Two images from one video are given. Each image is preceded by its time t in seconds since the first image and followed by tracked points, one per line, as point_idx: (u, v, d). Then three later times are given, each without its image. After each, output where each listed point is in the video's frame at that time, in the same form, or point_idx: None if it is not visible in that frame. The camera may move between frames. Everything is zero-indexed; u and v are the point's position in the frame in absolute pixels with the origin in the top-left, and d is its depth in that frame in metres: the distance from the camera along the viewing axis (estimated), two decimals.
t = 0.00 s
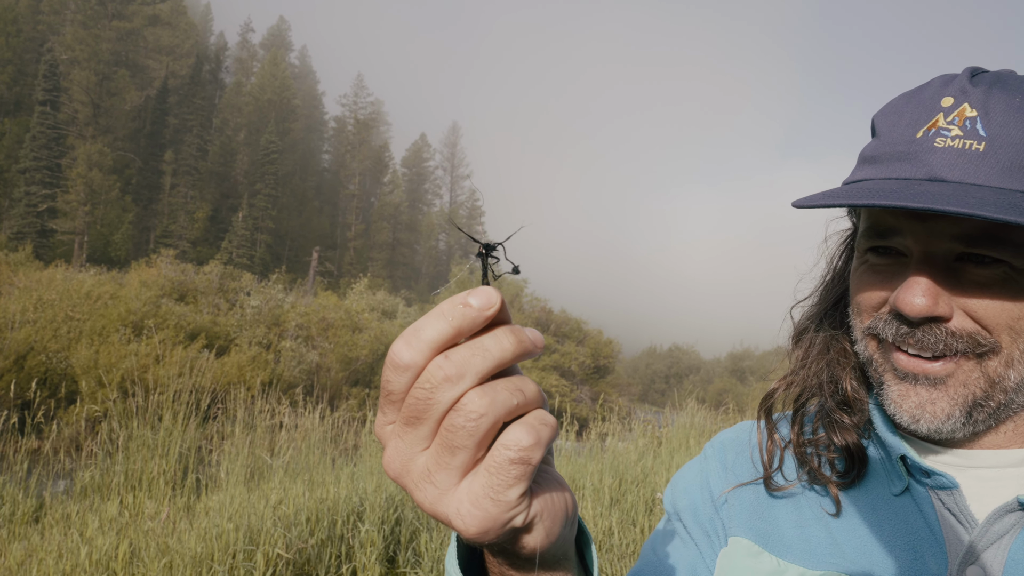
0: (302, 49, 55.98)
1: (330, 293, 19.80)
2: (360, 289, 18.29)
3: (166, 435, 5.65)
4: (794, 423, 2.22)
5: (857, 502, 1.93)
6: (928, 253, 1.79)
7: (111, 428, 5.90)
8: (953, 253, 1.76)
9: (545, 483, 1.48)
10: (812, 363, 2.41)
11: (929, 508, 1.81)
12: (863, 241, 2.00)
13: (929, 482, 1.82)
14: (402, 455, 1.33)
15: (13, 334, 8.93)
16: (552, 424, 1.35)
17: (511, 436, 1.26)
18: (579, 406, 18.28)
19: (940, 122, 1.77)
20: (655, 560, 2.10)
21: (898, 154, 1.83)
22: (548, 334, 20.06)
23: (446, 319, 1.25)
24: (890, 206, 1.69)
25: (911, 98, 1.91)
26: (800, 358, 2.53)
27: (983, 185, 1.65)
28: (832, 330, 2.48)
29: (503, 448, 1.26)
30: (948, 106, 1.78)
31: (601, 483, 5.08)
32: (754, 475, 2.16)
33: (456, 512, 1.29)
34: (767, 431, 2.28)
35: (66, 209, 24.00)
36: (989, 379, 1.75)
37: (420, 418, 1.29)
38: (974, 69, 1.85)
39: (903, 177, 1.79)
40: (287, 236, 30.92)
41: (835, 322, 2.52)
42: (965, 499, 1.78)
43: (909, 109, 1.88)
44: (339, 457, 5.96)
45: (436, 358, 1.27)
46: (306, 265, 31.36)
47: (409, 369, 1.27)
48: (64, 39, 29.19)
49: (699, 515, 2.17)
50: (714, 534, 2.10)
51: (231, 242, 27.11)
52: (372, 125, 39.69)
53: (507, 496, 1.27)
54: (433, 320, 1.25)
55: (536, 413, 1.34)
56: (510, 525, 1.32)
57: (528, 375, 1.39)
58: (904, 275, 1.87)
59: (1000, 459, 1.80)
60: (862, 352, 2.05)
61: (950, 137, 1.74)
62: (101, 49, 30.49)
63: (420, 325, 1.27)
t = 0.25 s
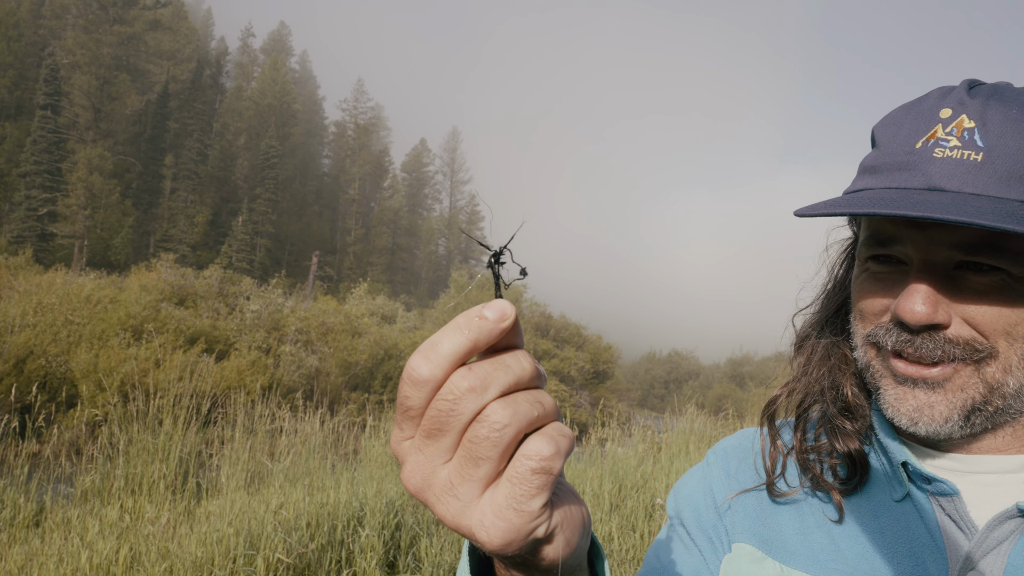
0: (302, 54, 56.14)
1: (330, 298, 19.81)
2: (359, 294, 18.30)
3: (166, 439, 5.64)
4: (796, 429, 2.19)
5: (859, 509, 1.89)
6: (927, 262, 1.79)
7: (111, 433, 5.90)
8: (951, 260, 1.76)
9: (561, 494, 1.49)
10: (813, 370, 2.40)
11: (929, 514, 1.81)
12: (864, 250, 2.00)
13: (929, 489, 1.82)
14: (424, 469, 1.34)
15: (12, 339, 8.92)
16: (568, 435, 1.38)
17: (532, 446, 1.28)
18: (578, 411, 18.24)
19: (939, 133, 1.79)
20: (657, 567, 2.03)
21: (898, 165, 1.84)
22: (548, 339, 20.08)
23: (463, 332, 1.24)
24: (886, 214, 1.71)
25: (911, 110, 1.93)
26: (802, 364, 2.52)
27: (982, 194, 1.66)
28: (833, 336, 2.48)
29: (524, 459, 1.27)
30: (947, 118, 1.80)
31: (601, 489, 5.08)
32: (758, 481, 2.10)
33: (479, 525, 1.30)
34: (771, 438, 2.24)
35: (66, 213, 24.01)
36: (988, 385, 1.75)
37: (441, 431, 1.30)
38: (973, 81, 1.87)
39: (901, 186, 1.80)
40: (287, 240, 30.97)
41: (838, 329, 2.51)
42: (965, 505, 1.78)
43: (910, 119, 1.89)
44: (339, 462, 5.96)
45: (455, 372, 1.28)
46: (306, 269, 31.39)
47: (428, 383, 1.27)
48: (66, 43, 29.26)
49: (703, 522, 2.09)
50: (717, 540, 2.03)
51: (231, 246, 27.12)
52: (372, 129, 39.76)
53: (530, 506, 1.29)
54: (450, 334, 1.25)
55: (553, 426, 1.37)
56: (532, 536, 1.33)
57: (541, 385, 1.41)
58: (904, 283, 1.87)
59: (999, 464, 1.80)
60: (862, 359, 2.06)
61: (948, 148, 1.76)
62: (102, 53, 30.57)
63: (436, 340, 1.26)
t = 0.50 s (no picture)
0: (303, 60, 56.36)
1: (329, 304, 19.84)
2: (359, 299, 18.31)
3: (167, 444, 5.65)
4: (796, 433, 2.19)
5: (859, 514, 1.88)
6: (924, 263, 1.78)
7: (111, 438, 5.90)
8: (949, 261, 1.74)
9: (556, 488, 1.49)
10: (812, 374, 2.40)
11: (927, 518, 1.80)
12: (862, 251, 1.99)
13: (927, 491, 1.82)
14: (420, 457, 1.36)
15: (13, 344, 8.94)
16: (565, 434, 1.38)
17: (525, 441, 1.29)
18: (578, 416, 18.22)
19: (935, 135, 1.80)
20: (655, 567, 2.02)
21: (894, 167, 1.85)
22: (548, 345, 20.10)
23: (467, 327, 1.27)
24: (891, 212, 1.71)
25: (908, 113, 1.94)
26: (802, 369, 2.51)
27: (978, 194, 1.67)
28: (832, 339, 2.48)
29: (517, 453, 1.28)
30: (944, 121, 1.81)
31: (601, 494, 5.08)
32: (759, 484, 2.08)
33: (469, 513, 1.30)
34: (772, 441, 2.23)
35: (66, 218, 24.05)
36: (991, 386, 1.73)
37: (440, 421, 1.31)
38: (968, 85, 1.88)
39: (901, 186, 1.80)
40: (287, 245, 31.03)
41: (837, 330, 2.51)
42: (964, 508, 1.78)
43: (907, 123, 1.91)
44: (340, 466, 5.95)
45: (457, 366, 1.30)
46: (306, 274, 31.43)
47: (431, 375, 1.29)
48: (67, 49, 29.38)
49: (703, 523, 2.07)
50: (718, 542, 2.01)
51: (231, 251, 27.18)
52: (372, 135, 39.88)
53: (520, 500, 1.29)
54: (455, 329, 1.28)
55: (550, 423, 1.37)
56: (521, 528, 1.33)
57: (543, 382, 1.42)
58: (902, 282, 1.85)
59: (999, 467, 1.79)
60: (860, 359, 2.03)
61: (945, 149, 1.77)
62: (103, 59, 30.69)
63: (442, 334, 1.28)
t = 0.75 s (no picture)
0: (303, 62, 56.41)
1: (329, 307, 19.83)
2: (359, 302, 18.32)
3: (167, 447, 5.64)
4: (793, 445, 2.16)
5: (856, 518, 1.88)
6: (970, 264, 1.75)
7: (111, 441, 5.90)
8: (997, 261, 1.72)
9: (540, 488, 1.50)
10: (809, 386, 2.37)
11: (922, 520, 1.81)
12: (889, 255, 1.91)
13: (921, 495, 1.82)
14: (407, 457, 1.37)
15: (13, 347, 8.94)
16: (547, 437, 1.40)
17: (507, 443, 1.31)
18: (578, 420, 18.21)
19: (978, 131, 1.75)
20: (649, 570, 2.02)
21: (938, 162, 1.76)
22: (547, 348, 20.10)
23: (454, 333, 1.28)
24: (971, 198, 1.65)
25: (923, 113, 1.89)
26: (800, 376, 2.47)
27: None
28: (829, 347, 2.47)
29: (499, 454, 1.30)
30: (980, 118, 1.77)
31: (601, 498, 5.08)
32: (757, 490, 2.06)
33: (452, 512, 1.32)
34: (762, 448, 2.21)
35: (66, 222, 24.05)
36: None
37: (427, 422, 1.33)
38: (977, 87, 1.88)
39: (951, 181, 1.72)
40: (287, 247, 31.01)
41: (836, 337, 2.48)
42: (956, 511, 1.79)
43: (937, 120, 1.84)
44: (340, 469, 5.95)
45: (445, 371, 1.32)
46: (305, 278, 31.46)
47: (420, 379, 1.30)
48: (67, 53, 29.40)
49: (698, 526, 2.06)
50: (713, 546, 2.00)
51: (231, 254, 27.20)
52: (372, 137, 39.92)
53: (500, 500, 1.31)
54: (442, 334, 1.29)
55: (533, 426, 1.39)
56: (502, 528, 1.34)
57: (530, 387, 1.43)
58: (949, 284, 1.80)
59: (995, 471, 1.79)
60: (885, 366, 1.97)
61: (992, 145, 1.72)
62: (103, 63, 30.73)
63: (430, 340, 1.30)
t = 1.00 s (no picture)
0: (301, 65, 56.45)
1: (328, 309, 19.83)
2: (357, 304, 18.30)
3: (166, 450, 5.64)
4: (792, 446, 2.15)
5: (856, 521, 1.88)
6: (956, 270, 1.76)
7: (109, 444, 5.89)
8: (986, 269, 1.73)
9: (541, 485, 1.50)
10: (810, 388, 2.36)
11: (919, 521, 1.81)
12: (880, 260, 1.93)
13: (919, 496, 1.82)
14: (411, 454, 1.37)
15: (10, 350, 8.92)
16: (550, 435, 1.40)
17: (510, 440, 1.31)
18: (576, 421, 18.20)
19: (967, 139, 1.75)
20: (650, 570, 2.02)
21: (925, 170, 1.78)
22: (546, 349, 20.09)
23: (457, 335, 1.29)
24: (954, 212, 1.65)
25: (922, 119, 1.89)
26: (798, 380, 2.47)
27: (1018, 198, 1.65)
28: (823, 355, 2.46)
29: (502, 452, 1.31)
30: (971, 125, 1.77)
31: (600, 499, 5.07)
32: (757, 494, 2.05)
33: (457, 508, 1.33)
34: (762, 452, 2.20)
35: (64, 224, 24.00)
36: (1017, 388, 1.75)
37: (432, 421, 1.33)
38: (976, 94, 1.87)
39: (941, 190, 1.72)
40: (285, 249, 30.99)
41: (833, 341, 2.48)
42: (953, 512, 1.79)
43: (927, 127, 1.84)
44: (338, 471, 5.93)
45: (448, 371, 1.32)
46: (304, 280, 31.45)
47: (424, 379, 1.31)
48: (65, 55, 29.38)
49: (699, 526, 2.06)
50: (714, 548, 2.00)
51: (229, 256, 27.18)
52: (370, 139, 39.94)
53: (503, 496, 1.32)
54: (445, 336, 1.29)
55: (536, 425, 1.39)
56: (505, 523, 1.35)
57: (532, 386, 1.43)
58: (936, 289, 1.80)
59: (992, 473, 1.79)
60: (877, 368, 1.98)
61: (980, 154, 1.73)
62: (100, 65, 30.73)
63: (432, 341, 1.30)
